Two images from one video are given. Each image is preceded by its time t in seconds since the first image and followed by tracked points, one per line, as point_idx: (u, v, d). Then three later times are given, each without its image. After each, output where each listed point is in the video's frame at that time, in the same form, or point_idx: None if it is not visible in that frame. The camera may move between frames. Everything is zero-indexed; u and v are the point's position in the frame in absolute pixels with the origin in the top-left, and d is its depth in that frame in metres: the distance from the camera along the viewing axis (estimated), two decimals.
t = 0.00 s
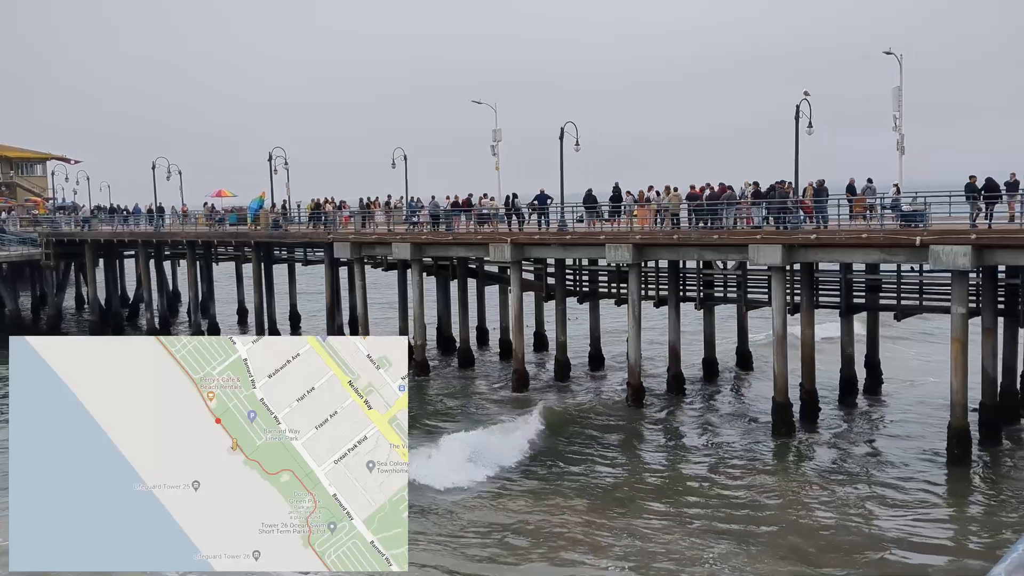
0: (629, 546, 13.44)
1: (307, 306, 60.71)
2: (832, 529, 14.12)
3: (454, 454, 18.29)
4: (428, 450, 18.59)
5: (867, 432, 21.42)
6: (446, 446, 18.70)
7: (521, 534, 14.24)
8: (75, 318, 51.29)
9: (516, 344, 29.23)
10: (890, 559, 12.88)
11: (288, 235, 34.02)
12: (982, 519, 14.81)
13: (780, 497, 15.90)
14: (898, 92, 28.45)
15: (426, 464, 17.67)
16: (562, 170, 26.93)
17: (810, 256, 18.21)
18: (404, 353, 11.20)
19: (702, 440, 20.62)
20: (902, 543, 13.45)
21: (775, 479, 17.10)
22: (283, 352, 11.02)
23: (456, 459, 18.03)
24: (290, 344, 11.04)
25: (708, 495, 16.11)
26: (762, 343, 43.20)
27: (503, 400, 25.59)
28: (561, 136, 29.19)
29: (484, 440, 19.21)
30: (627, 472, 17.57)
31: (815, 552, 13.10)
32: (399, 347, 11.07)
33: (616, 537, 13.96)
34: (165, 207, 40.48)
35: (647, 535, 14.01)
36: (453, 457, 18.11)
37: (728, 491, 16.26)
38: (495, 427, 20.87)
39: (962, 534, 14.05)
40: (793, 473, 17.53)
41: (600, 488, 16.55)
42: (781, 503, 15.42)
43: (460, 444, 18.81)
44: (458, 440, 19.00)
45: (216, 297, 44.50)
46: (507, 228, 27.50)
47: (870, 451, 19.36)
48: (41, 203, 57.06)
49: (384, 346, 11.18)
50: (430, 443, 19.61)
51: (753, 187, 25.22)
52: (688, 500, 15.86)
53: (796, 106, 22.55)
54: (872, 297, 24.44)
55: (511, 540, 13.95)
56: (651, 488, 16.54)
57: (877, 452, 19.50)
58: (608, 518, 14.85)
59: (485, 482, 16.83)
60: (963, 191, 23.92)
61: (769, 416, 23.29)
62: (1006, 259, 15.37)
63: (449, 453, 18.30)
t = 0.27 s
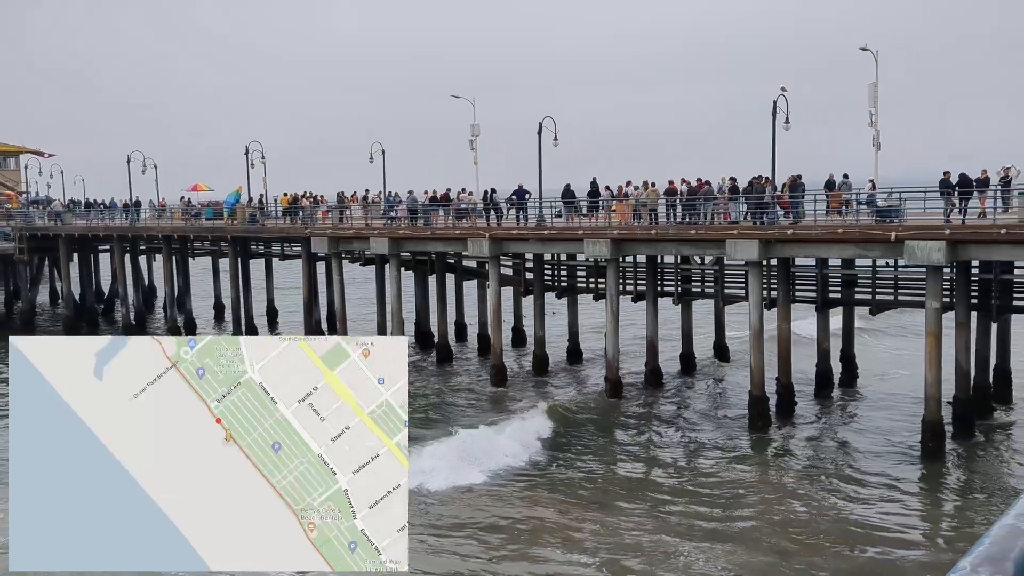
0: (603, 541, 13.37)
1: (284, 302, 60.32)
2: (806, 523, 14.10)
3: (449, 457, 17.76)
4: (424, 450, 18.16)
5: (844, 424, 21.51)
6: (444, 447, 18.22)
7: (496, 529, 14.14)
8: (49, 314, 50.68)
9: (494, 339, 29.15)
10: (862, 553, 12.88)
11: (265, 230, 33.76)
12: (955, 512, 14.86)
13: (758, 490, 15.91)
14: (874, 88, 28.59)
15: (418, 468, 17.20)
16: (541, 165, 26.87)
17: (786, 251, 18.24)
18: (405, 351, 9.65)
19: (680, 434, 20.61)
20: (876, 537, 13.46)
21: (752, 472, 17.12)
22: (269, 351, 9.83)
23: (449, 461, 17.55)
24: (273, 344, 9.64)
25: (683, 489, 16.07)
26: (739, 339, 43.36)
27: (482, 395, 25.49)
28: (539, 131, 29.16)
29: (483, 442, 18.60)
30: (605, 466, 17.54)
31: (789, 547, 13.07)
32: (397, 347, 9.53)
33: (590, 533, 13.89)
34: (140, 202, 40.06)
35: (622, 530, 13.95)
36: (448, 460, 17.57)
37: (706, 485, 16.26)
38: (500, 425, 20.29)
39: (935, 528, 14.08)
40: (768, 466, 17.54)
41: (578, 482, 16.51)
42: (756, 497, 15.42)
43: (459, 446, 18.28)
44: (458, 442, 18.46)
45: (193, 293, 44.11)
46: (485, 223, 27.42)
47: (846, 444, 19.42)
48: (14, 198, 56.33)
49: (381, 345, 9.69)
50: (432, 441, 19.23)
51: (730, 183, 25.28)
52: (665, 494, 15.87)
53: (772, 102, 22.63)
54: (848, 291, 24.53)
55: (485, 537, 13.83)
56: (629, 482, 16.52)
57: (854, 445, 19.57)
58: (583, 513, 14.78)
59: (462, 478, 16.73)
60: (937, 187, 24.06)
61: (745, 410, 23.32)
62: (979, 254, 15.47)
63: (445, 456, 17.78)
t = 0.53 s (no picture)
0: (589, 533, 13.38)
1: (271, 297, 59.97)
2: (790, 515, 14.16)
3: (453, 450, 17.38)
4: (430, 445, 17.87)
5: (829, 418, 21.61)
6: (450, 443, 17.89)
7: (482, 521, 14.13)
8: (34, 308, 50.20)
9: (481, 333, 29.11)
10: (847, 545, 12.94)
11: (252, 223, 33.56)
12: (939, 504, 14.93)
13: (745, 483, 15.96)
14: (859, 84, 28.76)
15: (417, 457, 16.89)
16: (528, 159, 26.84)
17: (773, 245, 18.31)
18: (404, 352, 9.74)
19: (666, 428, 20.65)
20: (860, 529, 13.51)
21: (739, 465, 17.15)
22: (268, 350, 9.79)
23: (451, 454, 17.18)
24: (274, 344, 9.54)
25: (670, 482, 16.11)
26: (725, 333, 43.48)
27: (470, 390, 25.42)
28: (527, 126, 29.18)
29: (491, 440, 18.16)
30: (591, 459, 17.57)
31: (773, 537, 13.12)
32: (397, 346, 9.61)
33: (576, 524, 13.91)
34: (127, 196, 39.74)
35: (608, 522, 13.96)
36: (451, 454, 17.17)
37: (692, 478, 16.31)
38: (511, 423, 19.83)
39: (919, 519, 14.16)
40: (754, 460, 17.59)
41: (565, 476, 16.53)
42: (742, 489, 15.47)
43: (466, 443, 17.92)
44: (466, 439, 18.08)
45: (179, 286, 43.79)
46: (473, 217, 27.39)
47: (832, 438, 19.48)
48: None
49: (381, 345, 9.74)
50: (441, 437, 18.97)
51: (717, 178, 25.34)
52: (651, 487, 15.92)
53: (759, 97, 22.72)
54: (834, 286, 24.62)
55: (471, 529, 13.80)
56: (616, 475, 16.54)
57: (839, 438, 19.64)
58: (570, 505, 14.78)
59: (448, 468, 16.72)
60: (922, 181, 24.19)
61: (731, 403, 23.38)
62: (963, 250, 15.58)
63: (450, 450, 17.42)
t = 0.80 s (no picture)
0: (577, 516, 13.44)
1: (259, 278, 59.78)
2: (776, 497, 14.25)
3: (460, 438, 16.95)
4: (437, 432, 17.46)
5: (814, 400, 21.78)
6: (457, 431, 17.49)
7: (469, 504, 14.18)
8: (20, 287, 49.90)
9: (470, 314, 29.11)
10: (832, 529, 13.05)
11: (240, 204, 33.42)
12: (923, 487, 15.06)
13: (731, 464, 16.11)
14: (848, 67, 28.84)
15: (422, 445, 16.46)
16: (518, 140, 26.84)
17: (762, 228, 18.35)
18: (405, 352, 9.82)
19: (654, 409, 20.77)
20: (846, 513, 13.63)
21: (725, 446, 17.30)
22: (269, 351, 9.89)
23: (456, 441, 16.78)
24: (275, 344, 9.77)
25: (656, 465, 16.19)
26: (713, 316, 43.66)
27: (459, 372, 25.47)
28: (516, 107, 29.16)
29: (499, 428, 17.72)
30: (578, 441, 17.68)
31: (759, 520, 13.22)
32: (397, 346, 9.69)
33: (564, 506, 13.97)
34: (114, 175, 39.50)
35: (595, 505, 14.03)
36: (457, 442, 16.74)
37: (678, 460, 16.46)
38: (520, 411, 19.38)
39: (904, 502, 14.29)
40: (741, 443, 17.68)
41: (553, 457, 16.63)
42: (728, 471, 15.56)
43: (474, 431, 17.49)
44: (474, 428, 17.65)
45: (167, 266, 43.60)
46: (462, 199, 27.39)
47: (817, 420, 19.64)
48: None
49: (380, 345, 9.80)
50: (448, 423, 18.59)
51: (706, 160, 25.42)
52: (638, 468, 16.05)
53: (748, 80, 22.78)
54: (821, 269, 24.70)
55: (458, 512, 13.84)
56: (603, 457, 16.66)
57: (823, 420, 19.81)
58: (558, 488, 14.84)
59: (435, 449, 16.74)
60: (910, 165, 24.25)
61: (718, 385, 23.52)
62: (948, 233, 15.74)
63: (457, 437, 17.00)
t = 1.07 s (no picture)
0: (560, 494, 13.26)
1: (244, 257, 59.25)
2: (761, 473, 14.14)
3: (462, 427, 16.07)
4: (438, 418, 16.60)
5: (800, 378, 21.68)
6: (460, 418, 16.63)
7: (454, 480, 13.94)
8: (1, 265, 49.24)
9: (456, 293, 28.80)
10: (815, 503, 12.92)
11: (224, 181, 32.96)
12: (908, 460, 14.94)
13: (719, 443, 15.98)
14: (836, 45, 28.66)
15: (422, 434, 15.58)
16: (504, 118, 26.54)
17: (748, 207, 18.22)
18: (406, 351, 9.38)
19: (639, 387, 20.60)
20: (832, 488, 13.49)
21: (712, 425, 17.15)
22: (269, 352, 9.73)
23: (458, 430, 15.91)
24: (275, 344, 9.60)
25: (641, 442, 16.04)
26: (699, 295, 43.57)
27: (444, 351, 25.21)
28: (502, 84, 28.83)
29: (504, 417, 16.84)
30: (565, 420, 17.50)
31: (746, 499, 13.12)
32: (397, 346, 9.29)
33: (548, 484, 13.80)
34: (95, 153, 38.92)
35: (581, 485, 13.87)
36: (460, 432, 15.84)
37: (666, 439, 16.31)
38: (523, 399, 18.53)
39: (890, 475, 14.17)
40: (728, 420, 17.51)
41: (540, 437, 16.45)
42: (714, 449, 15.42)
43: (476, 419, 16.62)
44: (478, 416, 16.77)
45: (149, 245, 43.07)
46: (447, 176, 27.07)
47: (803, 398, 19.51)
48: None
49: (381, 345, 9.37)
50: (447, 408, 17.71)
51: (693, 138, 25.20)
52: (625, 448, 15.89)
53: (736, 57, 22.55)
54: (807, 246, 24.56)
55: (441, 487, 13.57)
56: (591, 436, 16.50)
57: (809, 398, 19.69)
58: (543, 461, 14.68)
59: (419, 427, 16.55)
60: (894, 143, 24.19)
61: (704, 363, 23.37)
62: (935, 211, 15.63)
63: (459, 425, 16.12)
